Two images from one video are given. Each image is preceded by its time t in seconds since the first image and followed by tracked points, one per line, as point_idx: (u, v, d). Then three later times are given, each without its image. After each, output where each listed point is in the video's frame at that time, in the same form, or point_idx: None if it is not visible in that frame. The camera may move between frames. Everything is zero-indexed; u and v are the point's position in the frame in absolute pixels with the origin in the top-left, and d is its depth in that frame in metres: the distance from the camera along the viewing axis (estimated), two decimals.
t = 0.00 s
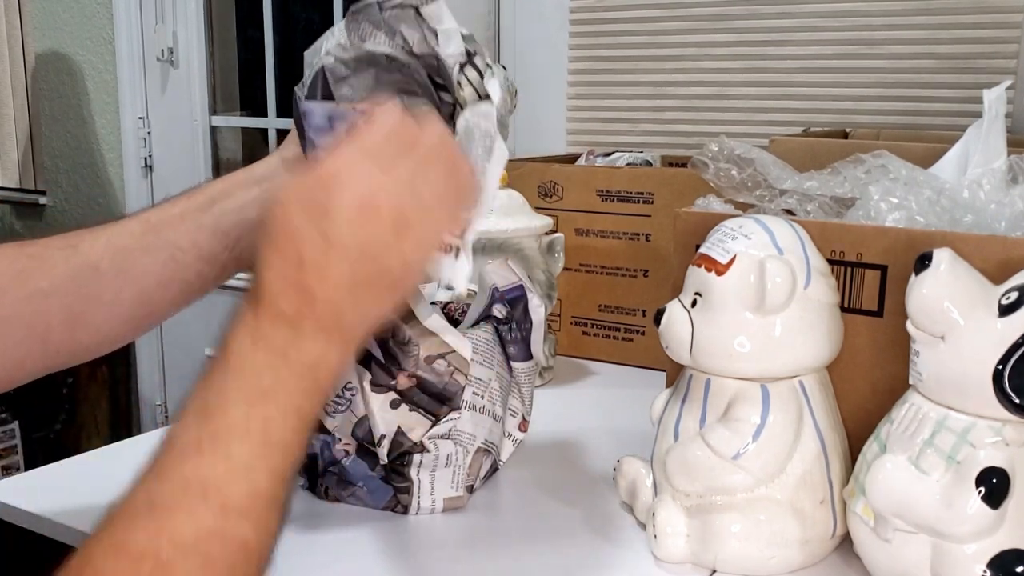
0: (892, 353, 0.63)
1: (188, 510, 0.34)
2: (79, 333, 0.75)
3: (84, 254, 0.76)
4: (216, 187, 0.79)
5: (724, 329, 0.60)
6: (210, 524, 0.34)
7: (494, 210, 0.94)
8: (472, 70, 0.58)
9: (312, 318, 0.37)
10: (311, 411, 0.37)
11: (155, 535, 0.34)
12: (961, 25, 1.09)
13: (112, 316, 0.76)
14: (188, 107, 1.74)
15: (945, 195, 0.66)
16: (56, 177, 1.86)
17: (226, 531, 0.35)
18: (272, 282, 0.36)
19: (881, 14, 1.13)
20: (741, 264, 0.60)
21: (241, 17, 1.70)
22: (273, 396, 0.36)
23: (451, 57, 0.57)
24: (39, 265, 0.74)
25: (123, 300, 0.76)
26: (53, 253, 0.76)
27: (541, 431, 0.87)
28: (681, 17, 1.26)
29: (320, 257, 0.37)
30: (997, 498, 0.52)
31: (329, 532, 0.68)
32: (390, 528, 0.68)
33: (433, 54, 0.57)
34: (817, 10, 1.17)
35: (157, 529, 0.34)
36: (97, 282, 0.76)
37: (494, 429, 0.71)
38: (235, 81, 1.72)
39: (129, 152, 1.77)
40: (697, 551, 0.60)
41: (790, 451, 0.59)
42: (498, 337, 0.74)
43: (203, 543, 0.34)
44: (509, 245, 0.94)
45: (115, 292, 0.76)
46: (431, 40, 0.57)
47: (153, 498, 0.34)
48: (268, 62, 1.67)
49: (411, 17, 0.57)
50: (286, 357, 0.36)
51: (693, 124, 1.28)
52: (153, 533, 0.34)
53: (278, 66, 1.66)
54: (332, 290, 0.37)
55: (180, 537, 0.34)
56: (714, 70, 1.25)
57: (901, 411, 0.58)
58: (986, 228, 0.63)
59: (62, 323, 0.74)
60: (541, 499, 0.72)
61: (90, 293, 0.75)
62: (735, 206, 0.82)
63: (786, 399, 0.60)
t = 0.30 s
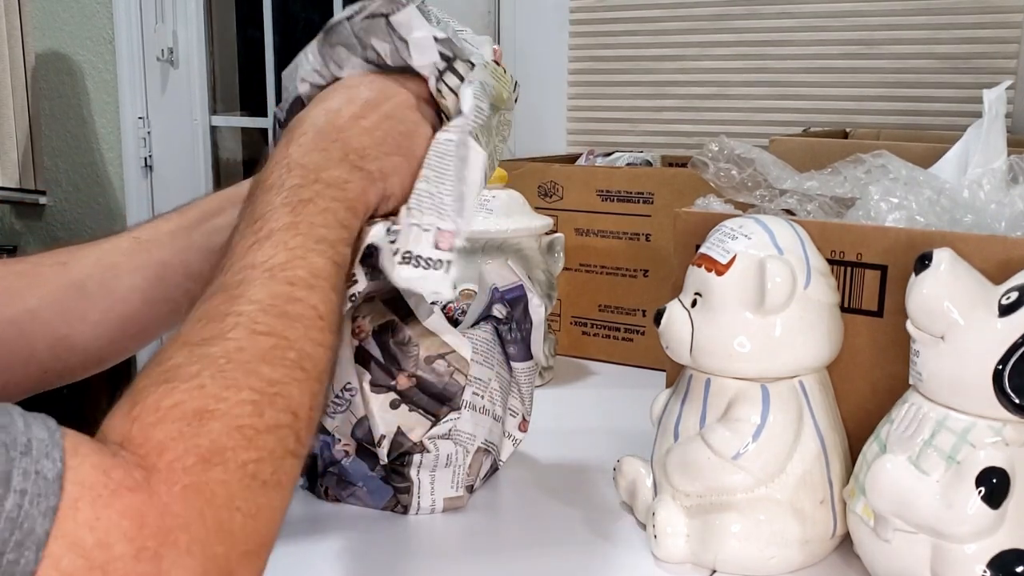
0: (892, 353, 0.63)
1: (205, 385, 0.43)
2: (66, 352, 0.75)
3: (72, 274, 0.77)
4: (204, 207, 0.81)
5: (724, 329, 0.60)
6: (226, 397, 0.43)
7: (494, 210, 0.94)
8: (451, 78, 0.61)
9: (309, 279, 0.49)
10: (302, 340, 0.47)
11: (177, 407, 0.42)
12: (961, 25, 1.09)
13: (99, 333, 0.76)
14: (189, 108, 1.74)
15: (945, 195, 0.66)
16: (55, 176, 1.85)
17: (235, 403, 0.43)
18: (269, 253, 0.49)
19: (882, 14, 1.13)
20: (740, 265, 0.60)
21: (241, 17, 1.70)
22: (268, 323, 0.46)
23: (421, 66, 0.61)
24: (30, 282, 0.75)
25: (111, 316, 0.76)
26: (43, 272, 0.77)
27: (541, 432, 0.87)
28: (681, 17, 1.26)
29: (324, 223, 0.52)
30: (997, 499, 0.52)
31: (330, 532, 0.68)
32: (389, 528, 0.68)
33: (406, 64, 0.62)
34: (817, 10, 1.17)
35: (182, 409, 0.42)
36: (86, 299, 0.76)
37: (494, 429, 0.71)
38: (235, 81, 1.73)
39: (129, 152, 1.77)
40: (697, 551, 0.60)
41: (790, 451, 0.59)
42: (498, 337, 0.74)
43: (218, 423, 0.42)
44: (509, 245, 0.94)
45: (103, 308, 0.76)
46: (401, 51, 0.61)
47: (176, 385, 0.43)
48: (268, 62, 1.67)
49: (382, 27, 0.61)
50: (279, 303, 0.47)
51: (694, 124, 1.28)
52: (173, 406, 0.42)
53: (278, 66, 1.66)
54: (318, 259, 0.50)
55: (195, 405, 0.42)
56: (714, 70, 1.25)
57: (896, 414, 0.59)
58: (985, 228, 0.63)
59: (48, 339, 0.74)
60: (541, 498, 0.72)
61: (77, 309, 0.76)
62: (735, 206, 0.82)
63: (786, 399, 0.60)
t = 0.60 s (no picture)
0: (892, 353, 0.63)
1: (192, 439, 0.43)
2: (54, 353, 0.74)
3: (63, 276, 0.76)
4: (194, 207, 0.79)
5: (724, 329, 0.60)
6: (211, 455, 0.43)
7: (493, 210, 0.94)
8: (454, 78, 0.59)
9: (300, 336, 0.49)
10: (289, 402, 0.47)
11: (161, 460, 0.42)
12: (960, 25, 1.09)
13: (91, 337, 0.75)
14: (189, 108, 1.74)
15: (945, 195, 0.66)
16: (55, 176, 1.85)
17: (218, 460, 0.43)
18: (262, 305, 0.49)
19: (882, 14, 1.13)
20: (740, 265, 0.60)
21: (241, 17, 1.70)
22: (259, 384, 0.46)
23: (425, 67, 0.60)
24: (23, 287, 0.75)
25: (106, 319, 0.76)
26: (34, 275, 0.76)
27: (541, 432, 0.87)
28: (681, 17, 1.26)
29: (321, 280, 0.52)
30: (997, 498, 0.52)
31: (330, 532, 0.68)
32: (389, 528, 0.68)
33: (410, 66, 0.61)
34: (817, 10, 1.17)
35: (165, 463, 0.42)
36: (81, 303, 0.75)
37: (494, 429, 0.71)
38: (235, 81, 1.73)
39: (129, 152, 1.77)
40: (697, 551, 0.60)
41: (790, 451, 0.59)
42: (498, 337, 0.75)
43: (201, 480, 0.42)
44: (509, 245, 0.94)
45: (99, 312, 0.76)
46: (405, 51, 0.60)
47: (161, 437, 0.43)
48: (268, 62, 1.67)
49: (383, 27, 0.60)
50: (271, 364, 0.47)
51: (694, 124, 1.28)
52: (156, 461, 0.42)
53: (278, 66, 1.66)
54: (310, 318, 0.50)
55: (182, 459, 0.42)
56: (714, 70, 1.25)
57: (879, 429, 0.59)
58: (985, 228, 0.63)
59: (44, 341, 0.74)
60: (541, 498, 0.72)
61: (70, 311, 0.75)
62: (735, 206, 0.82)
63: (786, 399, 0.60)
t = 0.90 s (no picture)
0: (892, 353, 0.63)
1: (107, 568, 0.41)
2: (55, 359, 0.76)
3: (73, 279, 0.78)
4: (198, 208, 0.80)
5: (725, 329, 0.60)
6: None
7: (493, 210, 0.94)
8: (455, 87, 0.61)
9: (201, 411, 0.47)
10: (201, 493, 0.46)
11: None
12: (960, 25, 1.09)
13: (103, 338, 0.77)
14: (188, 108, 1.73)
15: (946, 195, 0.65)
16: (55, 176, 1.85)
17: None
18: (156, 384, 0.46)
19: (882, 14, 1.13)
20: (740, 264, 0.60)
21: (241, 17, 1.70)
22: (166, 486, 0.44)
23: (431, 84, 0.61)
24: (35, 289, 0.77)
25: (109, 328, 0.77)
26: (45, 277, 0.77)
27: (542, 432, 0.87)
28: (681, 16, 1.26)
29: (213, 331, 0.48)
30: (997, 498, 0.52)
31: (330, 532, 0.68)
32: (389, 528, 0.68)
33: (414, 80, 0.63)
34: (814, 10, 1.17)
35: None
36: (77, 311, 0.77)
37: (494, 429, 0.71)
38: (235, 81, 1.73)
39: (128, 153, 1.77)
40: (698, 551, 0.60)
41: (790, 451, 0.59)
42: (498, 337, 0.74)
43: None
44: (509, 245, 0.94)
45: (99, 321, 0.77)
46: (409, 67, 0.62)
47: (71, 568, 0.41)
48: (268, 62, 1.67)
49: (386, 44, 0.62)
50: (172, 455, 0.45)
51: (694, 124, 1.28)
52: None
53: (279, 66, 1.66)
54: (208, 381, 0.47)
55: None
56: (714, 70, 1.25)
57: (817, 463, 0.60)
58: (986, 228, 0.63)
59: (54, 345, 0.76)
60: (541, 498, 0.72)
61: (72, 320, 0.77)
62: (735, 206, 0.82)
63: (786, 399, 0.60)
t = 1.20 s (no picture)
0: (892, 354, 0.63)
1: (141, 530, 0.45)
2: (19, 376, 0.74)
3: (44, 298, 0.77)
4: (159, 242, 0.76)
5: (724, 329, 0.60)
6: (162, 545, 0.45)
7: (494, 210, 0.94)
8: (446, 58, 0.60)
9: (251, 398, 0.51)
10: (241, 472, 0.49)
11: (112, 552, 0.44)
12: (959, 25, 1.09)
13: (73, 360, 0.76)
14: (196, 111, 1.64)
15: (945, 195, 0.66)
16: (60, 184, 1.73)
17: (172, 549, 0.45)
18: (212, 364, 0.52)
19: (883, 14, 1.13)
20: (740, 264, 0.60)
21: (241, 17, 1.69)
22: (207, 459, 0.48)
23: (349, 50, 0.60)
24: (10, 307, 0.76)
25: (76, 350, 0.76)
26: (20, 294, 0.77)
27: (541, 432, 0.87)
28: (681, 16, 1.26)
29: (275, 322, 0.54)
30: (998, 498, 0.52)
31: (331, 531, 0.68)
32: (389, 528, 0.68)
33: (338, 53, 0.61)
34: (812, 10, 1.17)
35: (120, 555, 0.44)
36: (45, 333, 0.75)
37: (494, 429, 0.71)
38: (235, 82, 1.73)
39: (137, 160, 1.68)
40: (697, 551, 0.60)
41: (790, 451, 0.59)
42: (498, 337, 0.74)
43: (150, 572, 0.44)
44: (509, 245, 0.94)
45: (67, 345, 0.75)
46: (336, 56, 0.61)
47: (111, 530, 0.45)
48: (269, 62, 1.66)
49: (316, 36, 0.60)
50: (218, 433, 0.50)
51: (694, 124, 1.28)
52: (106, 555, 0.44)
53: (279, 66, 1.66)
54: (264, 365, 0.52)
55: (131, 553, 0.44)
56: (714, 70, 1.25)
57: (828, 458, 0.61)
58: (986, 228, 0.63)
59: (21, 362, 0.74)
60: (541, 498, 0.72)
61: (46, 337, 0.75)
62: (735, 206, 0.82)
63: (786, 399, 0.60)
